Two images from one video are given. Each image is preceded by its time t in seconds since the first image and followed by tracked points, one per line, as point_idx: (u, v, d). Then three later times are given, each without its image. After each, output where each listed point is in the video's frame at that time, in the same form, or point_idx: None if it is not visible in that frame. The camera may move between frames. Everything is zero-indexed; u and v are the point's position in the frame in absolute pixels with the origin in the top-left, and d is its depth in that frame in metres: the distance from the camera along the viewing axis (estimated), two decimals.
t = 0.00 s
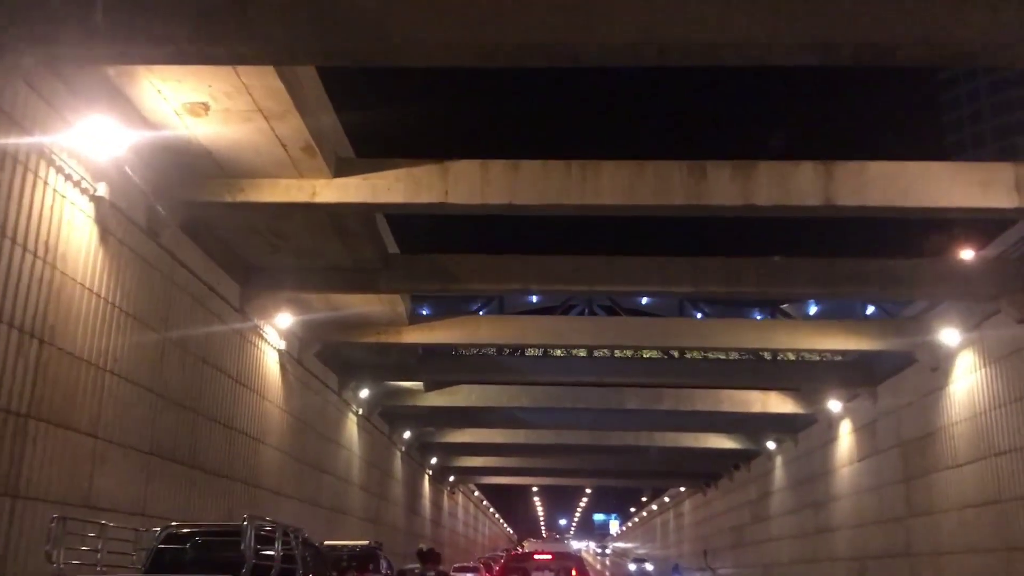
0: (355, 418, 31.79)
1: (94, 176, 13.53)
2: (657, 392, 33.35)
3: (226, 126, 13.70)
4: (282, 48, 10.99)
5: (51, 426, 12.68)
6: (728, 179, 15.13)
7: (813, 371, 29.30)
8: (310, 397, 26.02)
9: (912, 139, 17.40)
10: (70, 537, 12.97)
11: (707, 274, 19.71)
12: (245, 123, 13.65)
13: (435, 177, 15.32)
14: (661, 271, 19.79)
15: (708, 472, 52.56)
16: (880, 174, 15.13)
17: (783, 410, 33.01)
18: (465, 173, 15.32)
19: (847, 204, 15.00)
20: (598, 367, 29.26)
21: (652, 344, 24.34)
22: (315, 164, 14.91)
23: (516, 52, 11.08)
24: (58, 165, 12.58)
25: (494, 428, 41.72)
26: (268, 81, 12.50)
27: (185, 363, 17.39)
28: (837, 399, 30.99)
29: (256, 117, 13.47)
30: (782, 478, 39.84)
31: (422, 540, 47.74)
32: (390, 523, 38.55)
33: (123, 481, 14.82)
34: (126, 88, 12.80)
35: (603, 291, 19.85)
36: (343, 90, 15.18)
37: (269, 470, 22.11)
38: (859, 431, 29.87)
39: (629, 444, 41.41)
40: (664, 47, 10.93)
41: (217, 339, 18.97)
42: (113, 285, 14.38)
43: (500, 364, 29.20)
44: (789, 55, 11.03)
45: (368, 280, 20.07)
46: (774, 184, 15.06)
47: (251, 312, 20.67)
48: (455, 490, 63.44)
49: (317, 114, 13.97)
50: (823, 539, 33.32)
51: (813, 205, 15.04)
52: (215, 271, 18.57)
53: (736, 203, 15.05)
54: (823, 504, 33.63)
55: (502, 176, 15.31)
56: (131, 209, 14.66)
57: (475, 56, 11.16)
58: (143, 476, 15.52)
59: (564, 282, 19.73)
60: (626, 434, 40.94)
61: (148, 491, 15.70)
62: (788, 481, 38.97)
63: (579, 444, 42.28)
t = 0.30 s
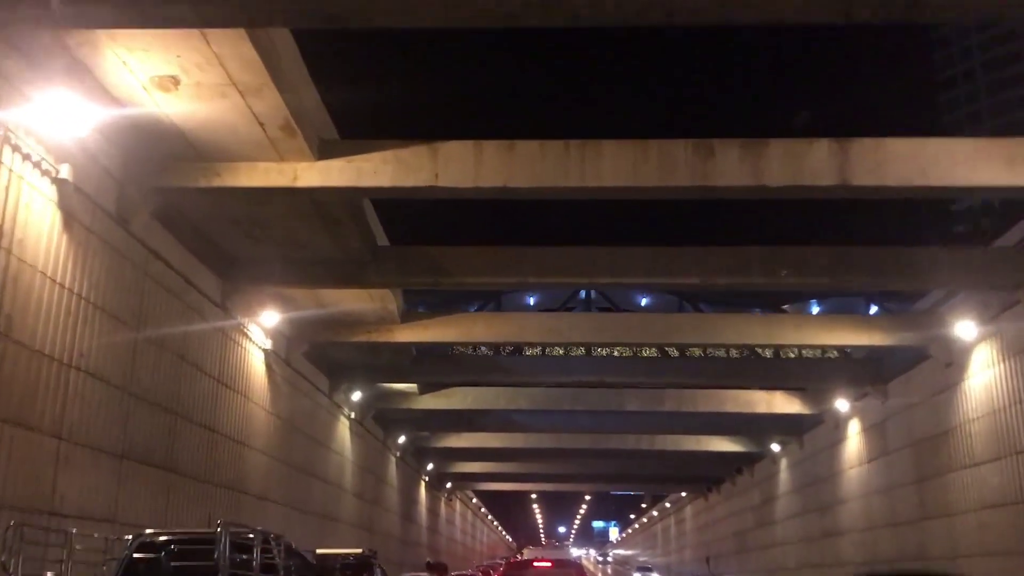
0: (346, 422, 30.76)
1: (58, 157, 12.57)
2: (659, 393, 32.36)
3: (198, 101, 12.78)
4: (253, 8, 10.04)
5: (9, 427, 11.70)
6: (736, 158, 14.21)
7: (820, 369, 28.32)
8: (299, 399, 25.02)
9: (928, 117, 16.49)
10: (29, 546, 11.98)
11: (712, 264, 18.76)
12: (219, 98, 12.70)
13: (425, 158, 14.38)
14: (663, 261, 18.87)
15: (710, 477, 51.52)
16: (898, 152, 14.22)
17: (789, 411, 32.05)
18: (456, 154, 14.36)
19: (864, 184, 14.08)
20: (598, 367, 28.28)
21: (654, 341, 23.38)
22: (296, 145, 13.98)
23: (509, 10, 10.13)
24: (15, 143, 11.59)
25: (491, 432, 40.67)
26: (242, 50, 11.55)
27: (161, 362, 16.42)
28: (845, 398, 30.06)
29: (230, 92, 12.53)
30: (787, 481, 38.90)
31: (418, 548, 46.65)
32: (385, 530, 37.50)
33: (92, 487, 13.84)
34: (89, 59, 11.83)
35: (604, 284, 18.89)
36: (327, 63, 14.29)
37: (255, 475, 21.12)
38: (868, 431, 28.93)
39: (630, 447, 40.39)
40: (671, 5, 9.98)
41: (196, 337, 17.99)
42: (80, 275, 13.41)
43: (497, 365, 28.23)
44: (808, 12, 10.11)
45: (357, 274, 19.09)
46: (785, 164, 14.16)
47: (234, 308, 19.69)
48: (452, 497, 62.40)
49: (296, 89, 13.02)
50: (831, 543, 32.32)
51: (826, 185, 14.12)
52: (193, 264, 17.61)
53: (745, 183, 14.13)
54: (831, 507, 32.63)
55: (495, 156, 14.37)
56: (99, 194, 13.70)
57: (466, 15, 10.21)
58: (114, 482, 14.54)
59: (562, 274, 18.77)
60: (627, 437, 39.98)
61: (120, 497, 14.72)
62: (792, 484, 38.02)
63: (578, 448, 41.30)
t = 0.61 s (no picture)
0: (335, 417, 29.69)
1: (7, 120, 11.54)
2: (658, 387, 31.34)
3: (161, 59, 11.75)
4: None
5: None
6: (745, 125, 13.21)
7: (827, 361, 27.26)
8: (284, 393, 23.96)
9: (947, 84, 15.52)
10: None
11: (717, 246, 17.74)
12: (184, 56, 11.66)
13: (410, 126, 13.34)
14: (665, 243, 17.85)
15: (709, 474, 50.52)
16: (919, 118, 13.22)
17: (792, 405, 31.06)
18: (444, 123, 13.34)
19: (882, 153, 13.08)
20: (596, 360, 27.22)
21: (654, 331, 22.36)
22: (270, 111, 12.94)
23: None
24: None
25: (485, 429, 39.60)
26: None
27: (131, 349, 15.37)
28: (850, 392, 29.08)
29: (195, 49, 11.49)
30: (789, 478, 37.92)
31: (411, 548, 45.60)
32: (376, 529, 36.45)
33: (48, 481, 12.79)
34: (38, 11, 10.79)
35: (602, 267, 17.87)
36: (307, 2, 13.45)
37: (235, 471, 20.06)
38: (875, 425, 27.94)
39: (628, 444, 39.37)
40: None
41: (170, 323, 16.94)
42: (35, 252, 12.36)
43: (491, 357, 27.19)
44: None
45: (341, 257, 18.05)
46: (797, 131, 13.16)
47: (212, 293, 18.61)
48: (447, 496, 61.32)
49: (269, 48, 11.99)
50: (836, 542, 31.34)
51: (842, 154, 13.12)
52: (166, 246, 16.56)
53: (755, 152, 13.12)
54: (836, 504, 31.65)
55: (486, 124, 13.34)
56: (57, 164, 12.66)
57: None
58: (75, 476, 13.49)
59: (558, 257, 17.73)
60: (624, 434, 38.97)
61: (82, 493, 13.66)
62: (795, 482, 37.04)
63: (575, 445, 40.27)
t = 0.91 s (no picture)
0: (325, 404, 28.69)
1: None
2: (659, 372, 30.42)
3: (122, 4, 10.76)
4: None
5: None
6: (759, 81, 12.22)
7: (834, 344, 26.31)
8: (270, 379, 22.96)
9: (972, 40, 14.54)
10: None
11: (724, 219, 16.76)
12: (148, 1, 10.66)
13: (397, 82, 12.33)
14: (670, 216, 16.85)
15: (709, 463, 49.70)
16: (947, 74, 12.23)
17: (796, 390, 30.15)
18: (432, 79, 12.33)
19: (907, 111, 12.10)
20: (594, 344, 26.25)
21: (656, 311, 21.39)
22: (244, 65, 11.93)
23: None
24: None
25: (481, 417, 38.67)
26: None
27: (100, 328, 14.38)
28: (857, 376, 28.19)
29: None
30: (792, 466, 37.07)
31: (406, 539, 44.74)
32: (369, 520, 35.54)
33: (5, 469, 11.81)
34: None
35: (603, 242, 16.89)
36: None
37: (217, 459, 19.09)
38: (884, 410, 27.04)
39: (627, 432, 38.47)
40: None
41: (144, 302, 15.94)
42: None
43: (486, 341, 26.22)
44: None
45: (326, 232, 17.04)
46: (815, 88, 12.18)
47: (191, 271, 17.61)
48: (442, 487, 60.43)
49: None
50: (842, 530, 30.51)
51: (864, 112, 12.13)
52: (139, 218, 15.55)
53: (769, 110, 12.13)
54: (841, 492, 30.80)
55: (478, 81, 12.33)
56: (13, 122, 11.64)
57: None
58: (35, 464, 12.50)
59: (556, 231, 16.76)
60: (623, 421, 38.12)
61: (43, 482, 12.69)
62: (798, 469, 36.20)
63: (573, 433, 39.39)
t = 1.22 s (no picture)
0: (319, 386, 27.81)
1: None
2: (662, 353, 29.53)
3: None
4: None
5: None
6: (776, 25, 11.25)
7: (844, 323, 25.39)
8: (259, 358, 22.07)
9: None
10: None
11: (734, 185, 15.82)
12: None
13: (383, 28, 11.35)
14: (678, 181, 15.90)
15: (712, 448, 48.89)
16: (980, 19, 11.25)
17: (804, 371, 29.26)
18: (422, 24, 11.35)
19: (937, 59, 11.14)
20: (596, 322, 25.33)
21: (662, 286, 20.46)
22: (216, 9, 10.97)
23: None
24: None
25: (479, 400, 37.80)
26: None
27: (71, 298, 13.46)
28: (868, 356, 27.34)
29: None
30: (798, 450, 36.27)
31: (404, 525, 43.98)
32: (365, 505, 34.74)
33: None
34: None
35: (606, 210, 15.94)
36: None
37: (200, 440, 18.20)
38: (896, 391, 26.17)
39: (628, 416, 37.64)
40: None
41: (120, 273, 15.03)
42: None
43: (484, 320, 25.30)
44: None
45: (313, 199, 16.09)
46: (837, 34, 11.21)
47: (170, 241, 16.68)
48: (441, 472, 59.63)
49: None
50: (850, 515, 29.71)
51: (890, 60, 11.17)
52: (113, 183, 14.63)
53: (787, 57, 11.17)
54: (850, 476, 29.99)
55: (472, 26, 11.35)
56: None
57: None
58: None
59: (557, 198, 15.81)
60: (625, 404, 37.29)
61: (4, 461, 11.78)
62: (805, 453, 35.39)
63: (574, 417, 38.55)
